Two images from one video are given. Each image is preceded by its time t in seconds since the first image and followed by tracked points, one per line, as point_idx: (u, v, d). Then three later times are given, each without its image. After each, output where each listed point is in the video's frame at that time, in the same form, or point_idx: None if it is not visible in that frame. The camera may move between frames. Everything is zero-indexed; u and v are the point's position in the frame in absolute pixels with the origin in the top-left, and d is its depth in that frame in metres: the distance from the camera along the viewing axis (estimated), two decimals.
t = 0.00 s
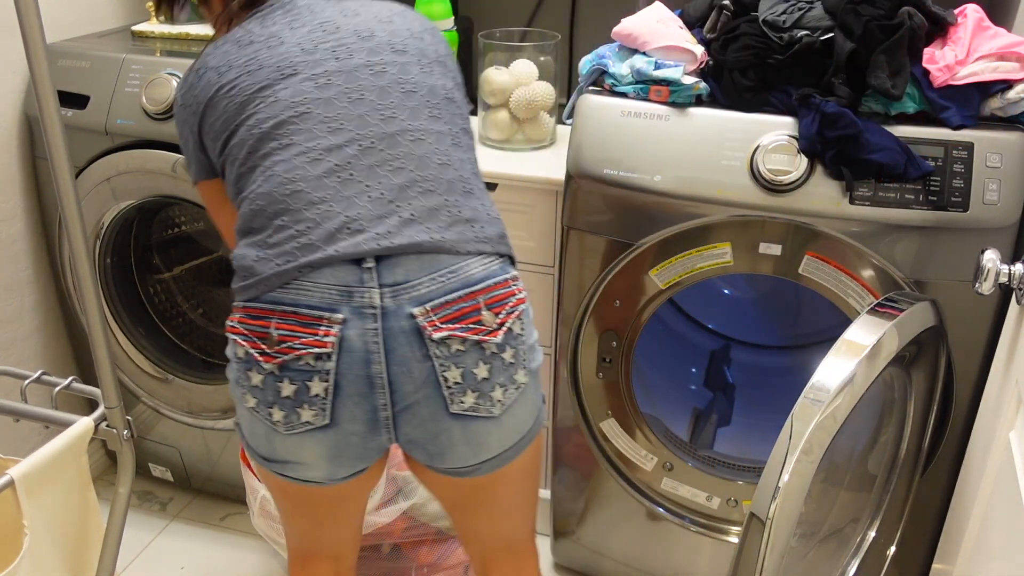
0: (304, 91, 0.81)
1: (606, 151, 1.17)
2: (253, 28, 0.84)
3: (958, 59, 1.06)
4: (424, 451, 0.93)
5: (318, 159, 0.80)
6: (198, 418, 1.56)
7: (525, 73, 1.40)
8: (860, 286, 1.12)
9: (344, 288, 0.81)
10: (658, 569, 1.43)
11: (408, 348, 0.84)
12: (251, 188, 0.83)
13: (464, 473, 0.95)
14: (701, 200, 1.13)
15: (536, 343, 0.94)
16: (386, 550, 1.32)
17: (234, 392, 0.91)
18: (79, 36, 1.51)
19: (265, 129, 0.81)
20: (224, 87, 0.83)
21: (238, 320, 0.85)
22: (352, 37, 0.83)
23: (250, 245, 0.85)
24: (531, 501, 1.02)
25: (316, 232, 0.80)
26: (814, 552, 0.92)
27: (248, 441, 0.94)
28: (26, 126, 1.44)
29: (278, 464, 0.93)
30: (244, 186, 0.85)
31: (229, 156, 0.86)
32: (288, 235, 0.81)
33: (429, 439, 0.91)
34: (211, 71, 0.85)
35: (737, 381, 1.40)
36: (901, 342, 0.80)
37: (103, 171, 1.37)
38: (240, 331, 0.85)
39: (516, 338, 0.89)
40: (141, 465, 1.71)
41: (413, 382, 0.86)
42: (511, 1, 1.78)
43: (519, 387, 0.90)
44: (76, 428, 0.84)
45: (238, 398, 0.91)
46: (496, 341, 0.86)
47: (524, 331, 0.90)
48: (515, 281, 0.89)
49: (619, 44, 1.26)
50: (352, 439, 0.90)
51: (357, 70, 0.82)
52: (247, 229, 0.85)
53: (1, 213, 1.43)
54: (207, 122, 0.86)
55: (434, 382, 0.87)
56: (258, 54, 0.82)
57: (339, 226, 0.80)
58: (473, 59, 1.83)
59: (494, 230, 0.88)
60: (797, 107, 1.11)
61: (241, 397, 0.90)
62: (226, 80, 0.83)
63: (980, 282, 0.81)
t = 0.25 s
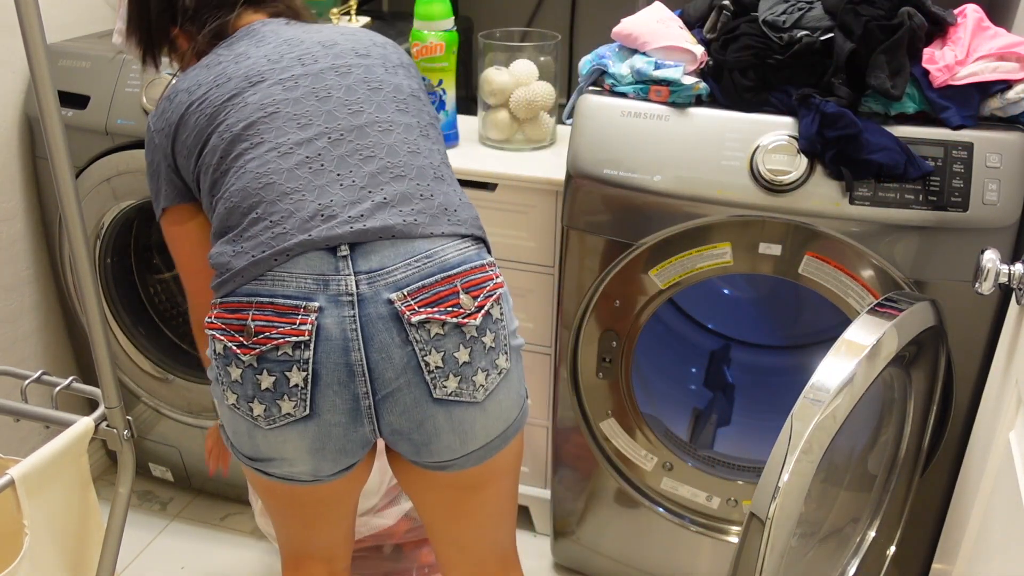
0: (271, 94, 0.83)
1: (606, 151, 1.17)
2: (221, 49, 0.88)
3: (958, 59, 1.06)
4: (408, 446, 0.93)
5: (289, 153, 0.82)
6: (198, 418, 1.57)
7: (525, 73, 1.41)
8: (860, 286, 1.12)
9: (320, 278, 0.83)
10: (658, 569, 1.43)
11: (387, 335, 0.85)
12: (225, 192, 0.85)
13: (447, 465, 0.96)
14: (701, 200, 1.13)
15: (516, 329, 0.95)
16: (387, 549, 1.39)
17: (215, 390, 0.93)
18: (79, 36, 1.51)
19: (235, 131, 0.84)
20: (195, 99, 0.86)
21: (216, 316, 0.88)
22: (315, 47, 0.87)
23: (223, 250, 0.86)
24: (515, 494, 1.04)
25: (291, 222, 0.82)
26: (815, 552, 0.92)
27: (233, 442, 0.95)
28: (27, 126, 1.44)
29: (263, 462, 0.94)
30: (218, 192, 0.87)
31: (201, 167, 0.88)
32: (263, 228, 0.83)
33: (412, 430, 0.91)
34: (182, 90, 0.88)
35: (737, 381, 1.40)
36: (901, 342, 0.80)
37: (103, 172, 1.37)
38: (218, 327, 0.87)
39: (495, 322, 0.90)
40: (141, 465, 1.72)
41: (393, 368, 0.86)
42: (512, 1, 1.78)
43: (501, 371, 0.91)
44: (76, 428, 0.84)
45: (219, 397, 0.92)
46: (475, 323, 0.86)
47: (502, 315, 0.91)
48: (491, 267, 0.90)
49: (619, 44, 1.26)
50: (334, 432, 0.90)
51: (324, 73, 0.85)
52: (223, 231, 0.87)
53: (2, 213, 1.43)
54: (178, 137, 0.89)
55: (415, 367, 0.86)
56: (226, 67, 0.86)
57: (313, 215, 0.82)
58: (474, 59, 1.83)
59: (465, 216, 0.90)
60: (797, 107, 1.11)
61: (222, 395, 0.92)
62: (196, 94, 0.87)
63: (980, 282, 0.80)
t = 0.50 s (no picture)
0: (278, 101, 0.83)
1: (606, 151, 1.17)
2: (217, 64, 0.88)
3: (957, 59, 1.06)
4: (444, 437, 0.95)
5: (306, 157, 0.82)
6: (198, 418, 1.56)
7: (525, 73, 1.41)
8: (860, 286, 1.12)
9: (354, 276, 0.83)
10: (658, 569, 1.43)
11: (423, 328, 0.85)
12: (244, 201, 0.85)
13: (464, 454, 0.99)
14: (701, 200, 1.13)
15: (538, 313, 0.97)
16: (391, 549, 1.39)
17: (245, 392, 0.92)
18: (79, 36, 1.51)
19: (249, 141, 0.84)
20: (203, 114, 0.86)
21: (250, 318, 0.86)
22: (312, 50, 0.86)
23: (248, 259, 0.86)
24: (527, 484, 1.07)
25: (318, 222, 0.82)
26: (814, 552, 0.92)
27: (264, 443, 0.94)
28: (26, 126, 1.44)
29: (298, 460, 0.93)
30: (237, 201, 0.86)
31: (215, 178, 0.88)
32: (288, 232, 0.83)
33: (451, 419, 0.92)
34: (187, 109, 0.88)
35: (737, 381, 1.40)
36: (901, 342, 0.80)
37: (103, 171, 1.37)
38: (254, 329, 0.86)
39: (523, 309, 0.92)
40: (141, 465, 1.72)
41: (432, 361, 0.87)
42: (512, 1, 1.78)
43: (530, 357, 0.94)
44: (76, 428, 0.84)
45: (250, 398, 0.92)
46: (508, 312, 0.88)
47: (528, 302, 0.93)
48: (515, 256, 0.91)
49: (618, 44, 1.26)
50: (375, 427, 0.90)
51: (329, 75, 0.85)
52: (248, 236, 0.86)
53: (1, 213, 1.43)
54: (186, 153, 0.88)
55: (453, 358, 0.88)
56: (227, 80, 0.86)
57: (340, 215, 0.82)
58: (473, 60, 1.83)
59: (485, 204, 0.91)
60: (797, 107, 1.11)
61: (256, 396, 0.90)
62: (202, 109, 0.87)
63: (981, 282, 0.80)
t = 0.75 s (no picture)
0: (315, 106, 0.83)
1: (606, 151, 1.17)
2: (251, 61, 0.87)
3: (958, 59, 1.06)
4: (482, 438, 0.96)
5: (348, 163, 0.82)
6: (198, 418, 1.56)
7: (525, 73, 1.41)
8: (860, 286, 1.12)
9: (400, 282, 0.83)
10: (658, 569, 1.43)
11: (468, 334, 0.86)
12: (288, 206, 0.85)
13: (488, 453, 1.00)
14: (701, 200, 1.13)
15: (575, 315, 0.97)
16: (382, 567, 1.33)
17: (287, 396, 0.92)
18: (79, 36, 1.51)
19: (289, 146, 0.83)
20: (240, 116, 0.86)
21: (295, 323, 0.87)
22: (345, 49, 0.85)
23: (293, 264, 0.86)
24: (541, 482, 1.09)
25: (363, 230, 0.82)
26: (814, 552, 0.92)
27: (301, 447, 0.95)
28: (27, 126, 1.44)
29: (337, 463, 0.94)
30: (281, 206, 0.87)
31: (257, 180, 0.88)
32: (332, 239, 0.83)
33: (492, 423, 0.94)
34: (224, 109, 0.87)
35: (737, 381, 1.40)
36: (901, 342, 0.80)
37: (103, 172, 1.37)
38: (299, 335, 0.86)
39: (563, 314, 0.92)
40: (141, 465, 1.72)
41: (477, 366, 0.88)
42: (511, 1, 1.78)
43: (568, 360, 0.95)
44: (76, 428, 0.84)
45: (291, 402, 0.92)
46: (551, 318, 0.89)
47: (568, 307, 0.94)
48: (554, 260, 0.91)
49: (619, 44, 1.26)
50: (420, 431, 0.92)
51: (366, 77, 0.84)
52: (292, 238, 0.87)
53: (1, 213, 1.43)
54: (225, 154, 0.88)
55: (496, 363, 0.88)
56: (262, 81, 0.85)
57: (383, 222, 0.82)
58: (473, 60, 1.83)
59: (524, 207, 0.90)
60: (797, 107, 1.11)
61: (297, 399, 0.90)
62: (237, 110, 0.86)
63: (980, 282, 0.81)
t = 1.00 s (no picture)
0: (398, 100, 0.81)
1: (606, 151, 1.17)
2: (322, 32, 0.84)
3: (958, 59, 1.06)
4: (527, 442, 0.97)
5: (427, 167, 0.81)
6: (198, 418, 1.56)
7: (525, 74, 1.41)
8: (860, 286, 1.12)
9: (473, 296, 0.82)
10: (659, 569, 1.43)
11: (533, 348, 0.86)
12: (355, 199, 0.84)
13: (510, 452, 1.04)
14: (701, 200, 1.13)
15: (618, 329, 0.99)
16: None
17: (343, 396, 0.91)
18: (79, 36, 1.51)
19: (366, 139, 0.82)
20: (306, 97, 0.83)
21: (363, 327, 0.86)
22: (430, 40, 0.83)
23: (359, 258, 0.86)
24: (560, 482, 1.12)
25: (437, 238, 0.81)
26: (815, 552, 0.92)
27: (351, 443, 0.94)
28: (27, 126, 1.44)
29: (388, 463, 0.94)
30: (348, 199, 0.85)
31: (318, 166, 0.86)
32: (403, 240, 0.82)
33: (540, 429, 0.95)
34: (287, 79, 0.84)
35: (737, 381, 1.41)
36: (901, 342, 0.80)
37: (103, 171, 1.37)
38: (368, 338, 0.86)
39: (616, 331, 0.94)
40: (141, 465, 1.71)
41: (537, 379, 0.89)
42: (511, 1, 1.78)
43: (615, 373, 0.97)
44: (76, 428, 0.84)
45: (347, 404, 0.91)
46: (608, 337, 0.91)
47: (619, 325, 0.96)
48: (610, 278, 0.93)
49: (619, 44, 1.26)
50: (477, 438, 0.92)
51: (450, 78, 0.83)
52: (355, 233, 0.86)
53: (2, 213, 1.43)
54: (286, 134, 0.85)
55: (555, 377, 0.89)
56: (336, 59, 0.82)
57: (459, 231, 0.81)
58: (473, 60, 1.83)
59: (588, 222, 0.91)
60: (797, 107, 1.11)
61: (357, 402, 0.90)
62: (303, 89, 0.83)
63: (980, 283, 0.81)
